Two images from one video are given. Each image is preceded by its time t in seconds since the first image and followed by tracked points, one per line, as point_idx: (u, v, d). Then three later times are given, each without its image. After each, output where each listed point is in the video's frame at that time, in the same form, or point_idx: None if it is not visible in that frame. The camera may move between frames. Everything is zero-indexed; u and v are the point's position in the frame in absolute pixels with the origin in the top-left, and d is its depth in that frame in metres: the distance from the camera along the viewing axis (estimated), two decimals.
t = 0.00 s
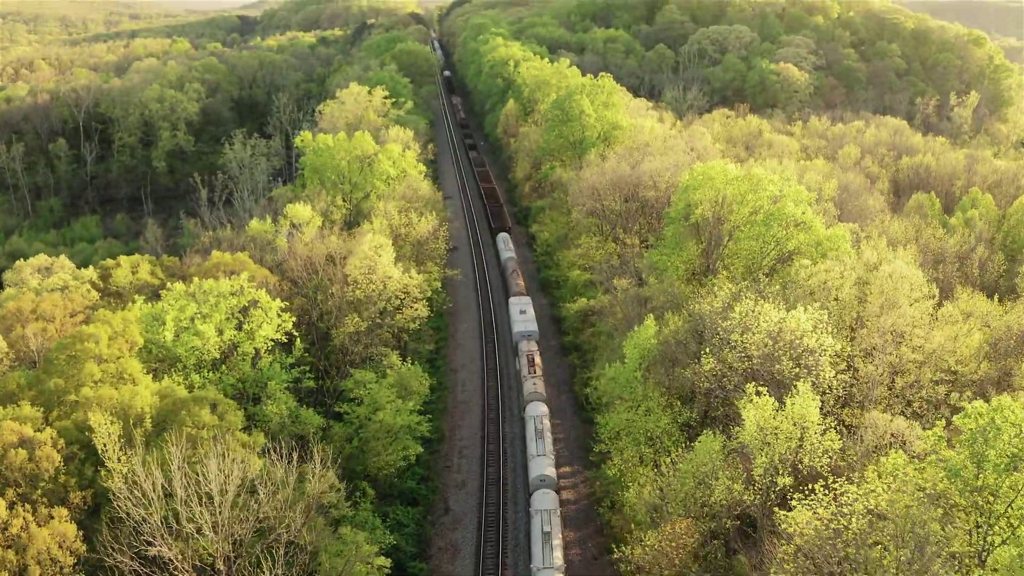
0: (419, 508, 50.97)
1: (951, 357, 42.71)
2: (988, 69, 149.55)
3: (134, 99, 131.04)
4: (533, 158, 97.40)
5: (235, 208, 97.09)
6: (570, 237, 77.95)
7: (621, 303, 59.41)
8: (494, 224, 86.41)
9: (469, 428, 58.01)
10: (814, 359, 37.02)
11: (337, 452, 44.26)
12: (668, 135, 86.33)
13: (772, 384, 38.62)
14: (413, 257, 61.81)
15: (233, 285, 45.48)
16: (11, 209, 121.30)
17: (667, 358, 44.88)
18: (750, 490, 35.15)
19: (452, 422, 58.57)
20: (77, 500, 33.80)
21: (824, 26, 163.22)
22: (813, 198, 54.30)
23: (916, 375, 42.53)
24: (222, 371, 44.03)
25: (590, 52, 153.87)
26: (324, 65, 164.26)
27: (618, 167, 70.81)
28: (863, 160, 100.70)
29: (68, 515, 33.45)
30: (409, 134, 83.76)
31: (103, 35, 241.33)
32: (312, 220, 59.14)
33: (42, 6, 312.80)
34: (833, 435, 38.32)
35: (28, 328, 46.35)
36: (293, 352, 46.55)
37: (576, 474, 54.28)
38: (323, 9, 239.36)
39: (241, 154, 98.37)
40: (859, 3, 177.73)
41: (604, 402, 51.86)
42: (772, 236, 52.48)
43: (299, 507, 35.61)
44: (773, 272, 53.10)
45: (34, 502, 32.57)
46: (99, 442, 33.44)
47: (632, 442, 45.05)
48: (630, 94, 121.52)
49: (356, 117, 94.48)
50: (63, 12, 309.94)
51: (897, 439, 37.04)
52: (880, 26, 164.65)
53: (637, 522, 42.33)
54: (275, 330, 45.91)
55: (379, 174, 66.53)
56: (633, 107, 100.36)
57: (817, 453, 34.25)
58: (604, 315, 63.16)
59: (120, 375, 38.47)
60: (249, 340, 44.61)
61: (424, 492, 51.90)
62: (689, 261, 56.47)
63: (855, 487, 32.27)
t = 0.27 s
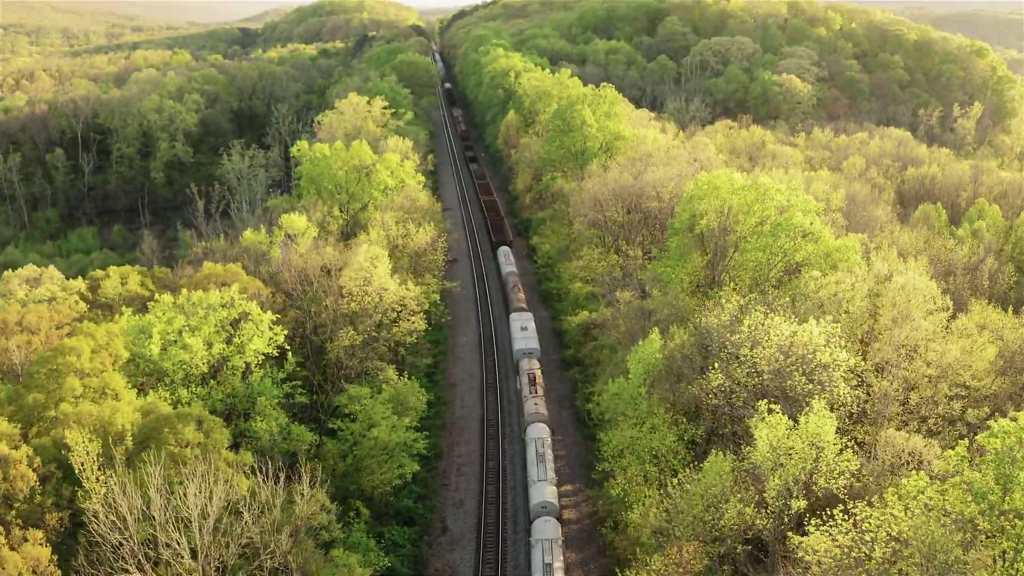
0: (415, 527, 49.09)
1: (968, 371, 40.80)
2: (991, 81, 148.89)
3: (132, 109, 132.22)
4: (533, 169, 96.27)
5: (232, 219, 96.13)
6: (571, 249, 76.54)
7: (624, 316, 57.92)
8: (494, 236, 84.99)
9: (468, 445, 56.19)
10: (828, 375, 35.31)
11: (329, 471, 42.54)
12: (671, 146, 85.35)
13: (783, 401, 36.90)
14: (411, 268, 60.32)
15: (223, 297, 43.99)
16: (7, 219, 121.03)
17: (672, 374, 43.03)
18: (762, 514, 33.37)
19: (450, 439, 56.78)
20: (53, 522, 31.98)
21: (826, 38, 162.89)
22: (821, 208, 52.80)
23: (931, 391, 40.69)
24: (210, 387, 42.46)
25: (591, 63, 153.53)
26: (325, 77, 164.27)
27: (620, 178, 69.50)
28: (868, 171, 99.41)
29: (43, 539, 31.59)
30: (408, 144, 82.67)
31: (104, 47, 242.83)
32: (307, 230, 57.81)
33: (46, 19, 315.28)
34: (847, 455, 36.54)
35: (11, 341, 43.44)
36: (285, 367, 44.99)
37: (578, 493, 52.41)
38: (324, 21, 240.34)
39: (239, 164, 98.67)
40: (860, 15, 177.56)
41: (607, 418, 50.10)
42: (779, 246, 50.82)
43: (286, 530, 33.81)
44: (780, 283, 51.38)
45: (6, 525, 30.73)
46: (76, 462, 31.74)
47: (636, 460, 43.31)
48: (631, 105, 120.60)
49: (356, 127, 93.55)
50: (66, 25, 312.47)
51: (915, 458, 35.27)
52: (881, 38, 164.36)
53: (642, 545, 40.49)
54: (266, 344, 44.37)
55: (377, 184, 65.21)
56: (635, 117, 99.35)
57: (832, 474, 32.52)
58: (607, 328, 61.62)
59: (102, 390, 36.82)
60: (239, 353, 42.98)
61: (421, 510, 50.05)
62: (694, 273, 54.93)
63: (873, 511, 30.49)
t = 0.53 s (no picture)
0: (411, 552, 46.81)
1: (991, 388, 38.79)
2: (994, 94, 147.82)
3: (129, 122, 135.55)
4: (535, 182, 94.89)
5: (228, 231, 95.14)
6: (573, 263, 74.83)
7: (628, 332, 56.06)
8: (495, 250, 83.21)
9: (466, 467, 53.91)
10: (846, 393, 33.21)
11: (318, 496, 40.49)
12: (674, 158, 84.06)
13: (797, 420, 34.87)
14: (408, 282, 58.53)
15: (210, 311, 42.29)
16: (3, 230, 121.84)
17: (678, 391, 41.00)
18: (779, 543, 31.31)
19: (448, 460, 54.52)
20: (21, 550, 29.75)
21: (830, 51, 162.27)
22: (832, 220, 51.10)
23: (951, 409, 38.55)
24: (196, 405, 40.65)
25: (594, 76, 152.96)
26: (326, 90, 164.05)
27: (623, 189, 67.95)
28: (874, 183, 97.86)
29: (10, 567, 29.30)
30: (407, 156, 81.37)
31: (108, 60, 244.93)
32: (302, 242, 56.29)
33: (48, 33, 317.72)
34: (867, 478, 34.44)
35: None
36: (274, 384, 43.13)
37: (581, 515, 50.12)
38: (327, 35, 241.41)
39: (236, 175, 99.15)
40: (863, 29, 177.18)
41: (610, 438, 48.01)
42: (789, 258, 48.96)
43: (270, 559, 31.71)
44: (789, 297, 49.64)
45: None
46: (46, 485, 29.79)
47: (642, 483, 41.20)
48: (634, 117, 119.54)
49: (354, 139, 92.22)
50: (70, 39, 315.38)
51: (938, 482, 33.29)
52: (884, 51, 163.74)
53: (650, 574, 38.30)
54: (255, 360, 42.55)
55: (374, 196, 63.63)
56: (638, 129, 98.04)
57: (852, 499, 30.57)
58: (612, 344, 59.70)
59: (79, 408, 34.89)
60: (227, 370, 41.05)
61: (417, 533, 47.81)
62: (700, 287, 53.23)
63: (900, 541, 28.35)
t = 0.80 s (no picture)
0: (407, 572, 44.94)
1: (1013, 403, 36.98)
2: (997, 105, 147.10)
3: (129, 132, 136.60)
4: (536, 193, 93.75)
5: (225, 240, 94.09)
6: (575, 275, 73.42)
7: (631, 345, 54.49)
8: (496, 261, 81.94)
9: (465, 485, 51.96)
10: (863, 409, 31.55)
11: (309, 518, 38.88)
12: (678, 169, 83.05)
13: (811, 437, 33.24)
14: (406, 294, 57.03)
15: (200, 323, 40.82)
16: None
17: (686, 406, 39.32)
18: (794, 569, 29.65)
19: (446, 478, 52.60)
20: None
21: (832, 62, 161.82)
22: (841, 229, 49.70)
23: (972, 427, 36.70)
24: (184, 421, 39.09)
25: (595, 87, 152.56)
26: (328, 102, 163.89)
27: (626, 200, 66.72)
28: (879, 193, 96.69)
29: None
30: (406, 166, 80.33)
31: (110, 72, 246.37)
32: (298, 252, 54.85)
33: (51, 45, 319.42)
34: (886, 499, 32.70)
35: None
36: (266, 399, 41.59)
37: (584, 535, 48.27)
38: (329, 48, 242.19)
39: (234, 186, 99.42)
40: (865, 40, 176.99)
41: (614, 455, 46.31)
42: (798, 268, 47.50)
43: None
44: (798, 309, 48.15)
45: None
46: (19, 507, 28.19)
47: (648, 503, 39.45)
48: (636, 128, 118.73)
49: (354, 150, 91.49)
50: (72, 52, 317.05)
51: (956, 501, 31.79)
52: (886, 62, 163.35)
53: None
54: (246, 374, 41.03)
55: (372, 206, 62.37)
56: (640, 140, 97.08)
57: (872, 522, 29.00)
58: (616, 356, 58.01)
59: (59, 423, 33.28)
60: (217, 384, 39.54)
61: (413, 553, 45.98)
62: (707, 299, 51.77)
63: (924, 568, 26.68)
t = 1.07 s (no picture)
0: None
1: None
2: (1002, 118, 146.19)
3: (128, 145, 136.98)
4: (538, 206, 92.43)
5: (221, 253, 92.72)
6: (578, 289, 71.78)
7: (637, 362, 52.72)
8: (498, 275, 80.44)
9: (464, 509, 49.71)
10: (887, 432, 29.66)
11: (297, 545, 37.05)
12: (682, 182, 81.78)
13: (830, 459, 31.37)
14: (404, 309, 55.29)
15: (188, 337, 39.09)
16: None
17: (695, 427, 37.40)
18: None
19: (444, 501, 50.34)
20: None
21: (836, 76, 161.16)
22: (854, 242, 48.13)
23: (999, 448, 34.77)
24: (168, 441, 37.36)
25: (598, 101, 151.96)
26: (329, 115, 163.53)
27: (631, 212, 65.33)
28: (887, 206, 95.17)
29: None
30: (406, 179, 79.08)
31: (114, 86, 247.26)
32: (293, 265, 53.22)
33: (54, 59, 320.92)
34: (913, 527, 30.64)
35: None
36: (255, 417, 39.77)
37: (586, 560, 46.15)
38: (331, 62, 242.68)
39: (232, 198, 98.89)
40: (868, 54, 176.60)
41: (620, 478, 44.29)
42: (810, 282, 45.72)
43: None
44: (811, 324, 46.30)
45: None
46: None
47: (653, 527, 37.43)
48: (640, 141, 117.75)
49: (353, 162, 90.80)
50: (76, 65, 318.54)
51: (982, 527, 30.08)
52: (890, 76, 162.70)
53: None
54: (235, 391, 39.22)
55: (370, 218, 60.91)
56: (644, 153, 95.98)
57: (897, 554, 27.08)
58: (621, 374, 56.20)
59: (33, 444, 31.50)
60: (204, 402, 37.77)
61: None
62: (715, 313, 50.00)
63: None
